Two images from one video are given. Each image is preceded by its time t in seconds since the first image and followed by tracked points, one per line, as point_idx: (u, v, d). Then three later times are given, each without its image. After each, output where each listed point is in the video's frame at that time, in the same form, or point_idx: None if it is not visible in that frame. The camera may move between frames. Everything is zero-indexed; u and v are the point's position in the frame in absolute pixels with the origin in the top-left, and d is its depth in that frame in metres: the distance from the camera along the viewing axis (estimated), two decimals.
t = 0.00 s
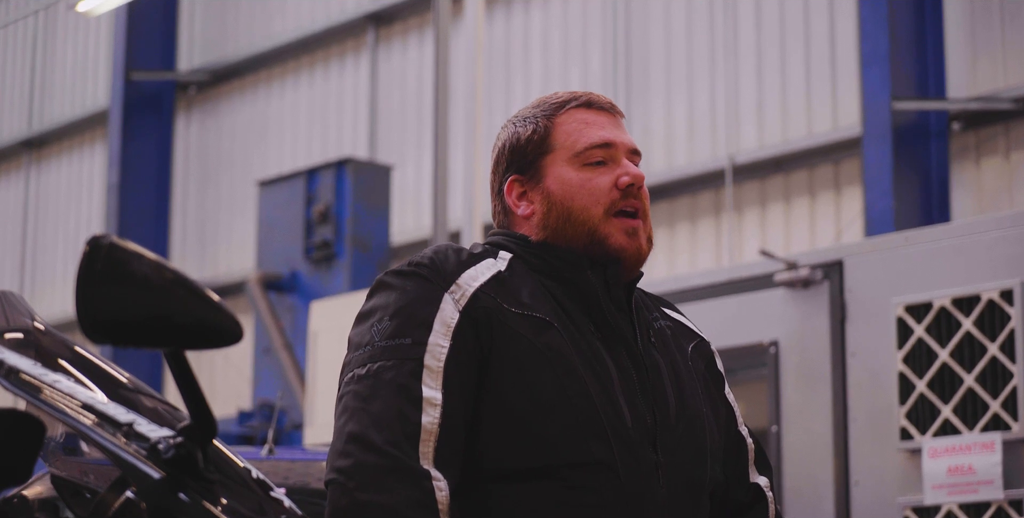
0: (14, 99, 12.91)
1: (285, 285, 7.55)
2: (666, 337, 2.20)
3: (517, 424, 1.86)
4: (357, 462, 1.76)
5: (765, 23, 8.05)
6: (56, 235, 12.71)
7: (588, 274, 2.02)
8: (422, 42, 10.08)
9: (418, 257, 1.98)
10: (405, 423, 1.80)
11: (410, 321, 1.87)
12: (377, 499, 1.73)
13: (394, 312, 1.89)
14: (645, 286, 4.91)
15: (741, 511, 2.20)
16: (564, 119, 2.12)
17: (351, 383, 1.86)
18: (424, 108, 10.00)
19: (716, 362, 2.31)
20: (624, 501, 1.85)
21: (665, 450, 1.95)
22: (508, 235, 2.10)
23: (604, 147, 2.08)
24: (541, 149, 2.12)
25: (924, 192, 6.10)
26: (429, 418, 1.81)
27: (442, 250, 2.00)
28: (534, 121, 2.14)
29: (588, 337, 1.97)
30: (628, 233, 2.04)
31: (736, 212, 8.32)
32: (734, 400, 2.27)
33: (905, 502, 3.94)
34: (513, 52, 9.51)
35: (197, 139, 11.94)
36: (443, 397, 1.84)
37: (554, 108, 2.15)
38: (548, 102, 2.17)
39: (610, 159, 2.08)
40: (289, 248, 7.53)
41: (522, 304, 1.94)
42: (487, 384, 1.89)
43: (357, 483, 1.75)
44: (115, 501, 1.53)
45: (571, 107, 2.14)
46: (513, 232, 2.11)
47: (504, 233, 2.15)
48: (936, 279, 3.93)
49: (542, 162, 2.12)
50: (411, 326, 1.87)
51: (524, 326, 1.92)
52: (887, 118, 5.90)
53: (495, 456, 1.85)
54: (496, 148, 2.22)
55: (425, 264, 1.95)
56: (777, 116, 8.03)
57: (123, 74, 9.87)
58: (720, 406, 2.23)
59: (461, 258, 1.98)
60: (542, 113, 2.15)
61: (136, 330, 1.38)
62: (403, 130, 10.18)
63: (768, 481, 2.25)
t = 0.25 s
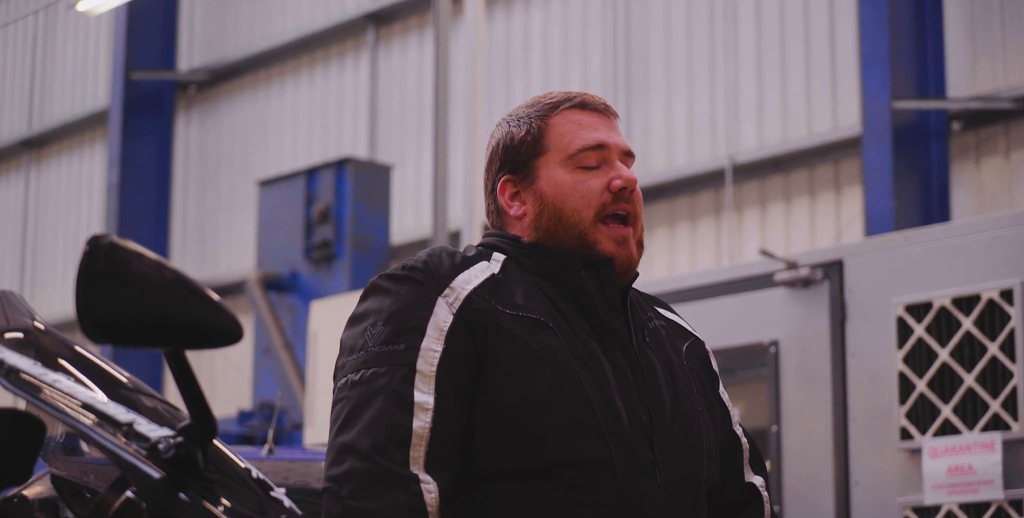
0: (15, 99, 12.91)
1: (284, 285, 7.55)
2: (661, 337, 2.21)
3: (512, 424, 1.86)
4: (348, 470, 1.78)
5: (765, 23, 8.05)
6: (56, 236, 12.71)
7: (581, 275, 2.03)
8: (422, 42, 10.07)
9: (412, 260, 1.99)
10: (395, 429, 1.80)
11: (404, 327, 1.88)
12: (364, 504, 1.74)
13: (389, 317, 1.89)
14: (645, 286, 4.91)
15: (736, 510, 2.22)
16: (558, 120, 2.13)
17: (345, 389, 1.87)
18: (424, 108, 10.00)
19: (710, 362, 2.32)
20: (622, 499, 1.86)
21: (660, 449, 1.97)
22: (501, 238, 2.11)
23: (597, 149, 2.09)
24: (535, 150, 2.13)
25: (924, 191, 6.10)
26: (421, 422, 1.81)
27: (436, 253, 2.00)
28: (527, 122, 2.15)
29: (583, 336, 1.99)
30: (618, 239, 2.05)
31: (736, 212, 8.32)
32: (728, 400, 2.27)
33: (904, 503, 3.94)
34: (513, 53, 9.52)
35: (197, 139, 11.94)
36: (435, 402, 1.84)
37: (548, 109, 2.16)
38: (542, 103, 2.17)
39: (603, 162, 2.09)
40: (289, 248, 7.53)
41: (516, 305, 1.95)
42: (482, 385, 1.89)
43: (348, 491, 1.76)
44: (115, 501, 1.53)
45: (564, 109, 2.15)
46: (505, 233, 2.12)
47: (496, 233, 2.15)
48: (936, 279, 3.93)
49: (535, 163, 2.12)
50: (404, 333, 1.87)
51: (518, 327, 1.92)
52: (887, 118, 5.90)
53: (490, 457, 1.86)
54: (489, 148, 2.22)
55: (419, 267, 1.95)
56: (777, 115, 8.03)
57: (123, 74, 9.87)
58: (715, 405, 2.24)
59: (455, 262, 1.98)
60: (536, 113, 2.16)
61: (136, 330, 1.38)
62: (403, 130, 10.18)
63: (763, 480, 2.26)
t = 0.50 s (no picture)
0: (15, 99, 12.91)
1: (284, 285, 7.54)
2: (661, 337, 2.26)
3: (512, 424, 1.92)
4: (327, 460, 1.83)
5: (765, 23, 8.05)
6: (56, 236, 12.72)
7: (580, 275, 2.09)
8: (422, 42, 10.07)
9: (408, 262, 2.04)
10: (370, 424, 1.83)
11: (398, 330, 1.92)
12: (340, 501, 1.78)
13: (382, 320, 1.93)
14: (645, 286, 4.91)
15: (737, 509, 2.27)
16: (555, 121, 2.19)
17: (338, 387, 1.91)
18: (424, 108, 10.00)
19: (711, 361, 2.36)
20: (623, 499, 1.93)
21: (662, 449, 2.03)
22: (503, 239, 2.18)
23: (595, 149, 2.15)
24: (533, 152, 2.19)
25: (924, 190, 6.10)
26: (403, 420, 1.84)
27: (432, 256, 2.06)
28: (523, 126, 2.21)
29: (583, 338, 2.05)
30: (622, 231, 2.11)
31: (736, 212, 8.32)
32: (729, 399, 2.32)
33: (904, 503, 3.94)
34: (513, 53, 9.52)
35: (198, 140, 11.96)
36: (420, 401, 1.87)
37: (545, 110, 2.21)
38: (539, 104, 2.23)
39: (601, 161, 2.15)
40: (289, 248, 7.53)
41: (514, 307, 2.01)
42: (482, 386, 1.95)
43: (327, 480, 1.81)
44: (116, 501, 1.53)
45: (561, 110, 2.21)
46: (506, 235, 2.19)
47: (497, 234, 2.22)
48: (936, 279, 3.93)
49: (534, 165, 2.19)
50: (396, 338, 1.91)
51: (517, 328, 1.98)
52: (887, 119, 5.90)
53: (490, 457, 1.92)
54: (486, 150, 2.29)
55: (414, 270, 2.00)
56: (777, 115, 8.04)
57: (123, 74, 9.87)
58: (716, 404, 2.28)
59: (450, 265, 2.04)
60: (531, 116, 2.22)
61: (136, 330, 1.37)
62: (403, 130, 10.18)
63: (763, 479, 2.31)
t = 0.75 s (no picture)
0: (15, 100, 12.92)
1: (284, 286, 7.54)
2: (665, 339, 2.28)
3: (517, 423, 1.95)
4: (330, 450, 1.84)
5: (766, 24, 8.05)
6: (56, 236, 12.72)
7: (586, 275, 2.13)
8: (422, 42, 10.07)
9: (416, 259, 2.06)
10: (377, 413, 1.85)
11: (408, 325, 1.95)
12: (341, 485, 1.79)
13: (392, 316, 1.96)
14: (644, 286, 4.91)
15: (738, 512, 2.28)
16: (563, 121, 2.23)
17: (345, 383, 1.93)
18: (424, 109, 10.00)
19: (714, 363, 2.38)
20: (624, 499, 1.95)
21: (666, 450, 2.05)
22: (509, 239, 2.21)
23: (603, 150, 2.19)
24: (540, 152, 2.24)
25: (924, 191, 6.10)
26: (409, 411, 1.86)
27: (440, 253, 2.09)
28: (532, 125, 2.25)
29: (588, 338, 2.08)
30: (628, 235, 2.15)
31: (736, 212, 8.32)
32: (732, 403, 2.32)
33: (905, 503, 3.94)
34: (514, 54, 9.53)
35: (198, 140, 11.96)
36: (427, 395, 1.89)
37: (554, 111, 2.26)
38: (547, 105, 2.28)
39: (608, 163, 2.19)
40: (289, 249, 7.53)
41: (520, 305, 2.04)
42: (487, 384, 1.97)
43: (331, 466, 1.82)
44: (116, 501, 1.54)
45: (569, 110, 2.25)
46: (512, 234, 2.23)
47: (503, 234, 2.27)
48: (936, 279, 3.93)
49: (541, 165, 2.23)
50: (404, 333, 1.94)
51: (523, 326, 2.02)
52: (887, 119, 5.90)
53: (492, 457, 1.94)
54: (493, 149, 2.33)
55: (422, 267, 2.03)
56: (777, 116, 8.03)
57: (124, 75, 9.88)
58: (720, 408, 2.30)
59: (458, 262, 2.07)
60: (540, 115, 2.26)
61: (136, 331, 1.37)
62: (403, 130, 10.18)
63: (765, 483, 2.32)
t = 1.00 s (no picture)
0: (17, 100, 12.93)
1: (286, 286, 7.54)
2: (671, 339, 2.28)
3: (521, 422, 1.95)
4: (323, 440, 1.85)
5: (767, 24, 8.05)
6: (58, 236, 12.74)
7: (592, 275, 2.13)
8: (424, 42, 10.07)
9: (420, 256, 2.07)
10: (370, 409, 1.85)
11: (410, 322, 1.95)
12: (327, 478, 1.80)
13: (394, 312, 1.96)
14: (646, 286, 4.91)
15: (744, 511, 2.28)
16: (576, 118, 2.26)
17: (346, 375, 1.94)
18: (425, 109, 10.00)
19: (719, 362, 2.38)
20: (629, 499, 1.95)
21: (671, 450, 2.05)
22: (515, 235, 2.22)
23: (613, 147, 2.21)
24: (550, 147, 2.25)
25: (925, 190, 6.09)
26: (405, 408, 1.86)
27: (445, 251, 2.09)
28: (544, 120, 2.27)
29: (593, 338, 2.08)
30: (634, 232, 2.16)
31: (738, 212, 8.32)
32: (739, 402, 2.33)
33: (907, 502, 3.94)
34: (515, 53, 9.53)
35: (200, 140, 11.97)
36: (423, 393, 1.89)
37: (567, 107, 2.28)
38: (560, 102, 2.30)
39: (618, 161, 2.21)
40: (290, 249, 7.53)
41: (526, 305, 2.04)
42: (492, 384, 1.97)
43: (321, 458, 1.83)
44: (118, 501, 1.53)
45: (582, 107, 2.28)
46: (517, 232, 2.23)
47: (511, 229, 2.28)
48: (938, 279, 3.93)
49: (551, 161, 2.25)
50: (406, 330, 1.94)
51: (528, 326, 2.01)
52: (888, 119, 5.90)
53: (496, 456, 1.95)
54: (505, 145, 2.35)
55: (427, 264, 2.03)
56: (778, 116, 8.03)
57: (126, 75, 9.90)
58: (725, 407, 2.30)
59: (464, 260, 2.07)
60: (553, 111, 2.28)
61: (137, 330, 1.37)
62: (404, 130, 10.18)
63: (771, 482, 2.32)
